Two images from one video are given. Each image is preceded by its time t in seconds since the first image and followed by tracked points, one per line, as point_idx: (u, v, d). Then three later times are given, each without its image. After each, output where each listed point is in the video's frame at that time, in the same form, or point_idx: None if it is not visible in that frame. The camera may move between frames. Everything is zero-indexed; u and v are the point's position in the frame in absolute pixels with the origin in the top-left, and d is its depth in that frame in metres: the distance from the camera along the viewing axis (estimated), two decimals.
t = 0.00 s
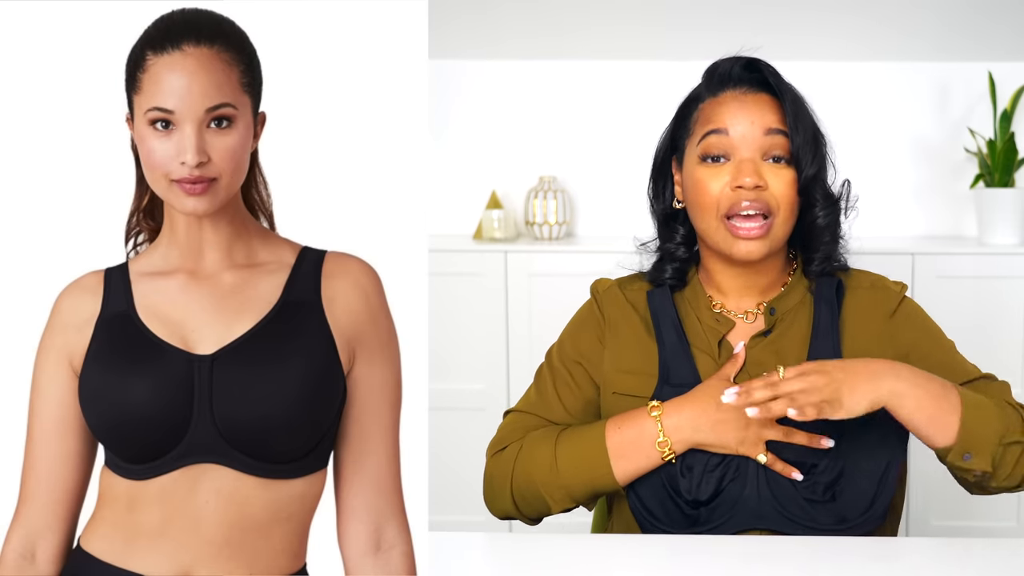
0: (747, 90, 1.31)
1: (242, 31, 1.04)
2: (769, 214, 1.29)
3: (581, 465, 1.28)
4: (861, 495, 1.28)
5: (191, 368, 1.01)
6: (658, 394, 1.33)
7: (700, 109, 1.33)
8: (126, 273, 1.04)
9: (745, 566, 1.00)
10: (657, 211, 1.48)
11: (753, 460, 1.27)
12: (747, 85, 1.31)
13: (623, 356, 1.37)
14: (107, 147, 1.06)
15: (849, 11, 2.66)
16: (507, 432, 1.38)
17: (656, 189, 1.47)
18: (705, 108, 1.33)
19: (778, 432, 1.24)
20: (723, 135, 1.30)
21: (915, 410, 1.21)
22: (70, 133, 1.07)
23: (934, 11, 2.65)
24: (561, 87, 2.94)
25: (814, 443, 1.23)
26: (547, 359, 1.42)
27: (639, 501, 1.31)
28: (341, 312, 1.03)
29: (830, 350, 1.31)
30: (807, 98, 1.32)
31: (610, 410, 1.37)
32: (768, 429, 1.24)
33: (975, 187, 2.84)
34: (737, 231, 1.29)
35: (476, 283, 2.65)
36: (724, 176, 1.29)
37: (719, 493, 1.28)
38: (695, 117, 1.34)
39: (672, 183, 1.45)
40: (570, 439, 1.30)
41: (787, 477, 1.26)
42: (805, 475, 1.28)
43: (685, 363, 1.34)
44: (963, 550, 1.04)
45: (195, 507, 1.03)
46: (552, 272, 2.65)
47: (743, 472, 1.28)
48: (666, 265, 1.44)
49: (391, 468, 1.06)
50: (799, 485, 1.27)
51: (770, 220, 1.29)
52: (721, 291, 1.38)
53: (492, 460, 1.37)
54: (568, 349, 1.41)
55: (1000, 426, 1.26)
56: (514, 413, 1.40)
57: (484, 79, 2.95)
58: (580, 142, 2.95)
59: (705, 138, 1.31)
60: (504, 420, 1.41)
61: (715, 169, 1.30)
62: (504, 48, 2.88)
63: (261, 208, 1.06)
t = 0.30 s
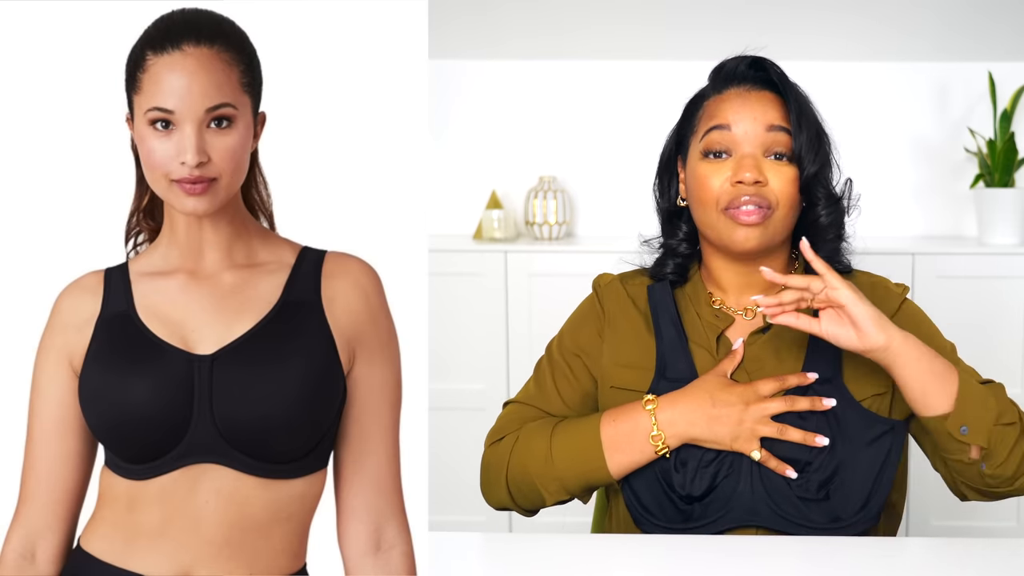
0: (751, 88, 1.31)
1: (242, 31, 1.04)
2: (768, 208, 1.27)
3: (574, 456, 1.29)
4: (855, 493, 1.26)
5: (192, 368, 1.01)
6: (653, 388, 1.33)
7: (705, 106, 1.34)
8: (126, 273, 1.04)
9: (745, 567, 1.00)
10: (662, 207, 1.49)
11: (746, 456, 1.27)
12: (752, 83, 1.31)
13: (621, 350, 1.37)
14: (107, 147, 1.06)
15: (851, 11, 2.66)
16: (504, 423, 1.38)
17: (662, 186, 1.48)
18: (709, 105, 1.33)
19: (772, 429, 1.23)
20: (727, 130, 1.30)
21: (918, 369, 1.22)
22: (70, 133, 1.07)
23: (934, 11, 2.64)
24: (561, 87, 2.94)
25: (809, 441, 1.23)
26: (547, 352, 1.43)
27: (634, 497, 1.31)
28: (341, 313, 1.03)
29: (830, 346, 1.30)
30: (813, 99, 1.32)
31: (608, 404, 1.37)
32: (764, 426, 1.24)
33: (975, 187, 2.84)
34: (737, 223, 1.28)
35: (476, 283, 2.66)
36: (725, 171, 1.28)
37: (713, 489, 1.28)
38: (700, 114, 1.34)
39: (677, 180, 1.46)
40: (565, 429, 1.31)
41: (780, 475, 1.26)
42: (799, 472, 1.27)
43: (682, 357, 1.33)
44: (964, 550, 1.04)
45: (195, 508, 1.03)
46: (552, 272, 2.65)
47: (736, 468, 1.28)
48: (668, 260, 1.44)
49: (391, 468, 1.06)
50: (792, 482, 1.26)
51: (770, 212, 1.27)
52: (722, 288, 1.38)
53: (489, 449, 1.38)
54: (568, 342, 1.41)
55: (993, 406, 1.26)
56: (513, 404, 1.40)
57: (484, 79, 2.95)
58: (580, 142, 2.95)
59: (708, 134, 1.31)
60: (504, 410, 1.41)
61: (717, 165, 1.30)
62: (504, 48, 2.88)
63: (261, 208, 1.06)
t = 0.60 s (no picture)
0: (728, 97, 1.32)
1: (242, 31, 1.04)
2: (746, 225, 1.31)
3: (576, 461, 1.28)
4: (855, 494, 1.26)
5: (192, 368, 1.01)
6: (651, 393, 1.33)
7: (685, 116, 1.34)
8: (126, 273, 1.04)
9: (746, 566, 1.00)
10: (661, 211, 1.45)
11: (747, 459, 1.28)
12: (728, 92, 1.32)
13: (619, 354, 1.37)
14: (107, 147, 1.06)
15: (846, 11, 2.59)
16: (504, 428, 1.38)
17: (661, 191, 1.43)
18: (688, 116, 1.34)
19: (772, 431, 1.23)
20: (704, 145, 1.31)
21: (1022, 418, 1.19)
22: (70, 133, 1.07)
23: (934, 12, 2.58)
24: (561, 87, 2.93)
25: (808, 443, 1.23)
26: (545, 357, 1.42)
27: (635, 499, 1.32)
28: (341, 312, 1.03)
29: (828, 349, 1.30)
30: (791, 100, 1.31)
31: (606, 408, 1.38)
32: (763, 428, 1.24)
33: (975, 187, 2.84)
34: (717, 240, 1.31)
35: (476, 283, 2.66)
36: (704, 188, 1.31)
37: (714, 492, 1.29)
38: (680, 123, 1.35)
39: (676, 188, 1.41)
40: (566, 434, 1.31)
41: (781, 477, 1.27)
42: (799, 474, 1.27)
43: (679, 361, 1.34)
44: (964, 550, 1.04)
45: (195, 508, 1.03)
46: (552, 272, 2.64)
47: (736, 471, 1.28)
48: (664, 258, 1.44)
49: (391, 468, 1.06)
50: (793, 484, 1.27)
51: (748, 229, 1.30)
52: (718, 290, 1.38)
53: (491, 454, 1.37)
54: (566, 346, 1.41)
55: None
56: (513, 410, 1.40)
57: (484, 79, 2.95)
58: (580, 143, 2.95)
59: (687, 148, 1.32)
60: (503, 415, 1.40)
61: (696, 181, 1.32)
62: (504, 48, 2.88)
63: (261, 208, 1.06)
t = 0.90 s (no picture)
0: (764, 93, 1.30)
1: (242, 31, 1.04)
2: (786, 219, 1.29)
3: (589, 457, 1.28)
4: (868, 488, 1.26)
5: (191, 368, 1.01)
6: (665, 388, 1.34)
7: (716, 111, 1.32)
8: (126, 273, 1.04)
9: (744, 567, 1.00)
10: (664, 209, 1.47)
11: (759, 454, 1.27)
12: (763, 88, 1.30)
13: (629, 350, 1.37)
14: (107, 147, 1.06)
15: (851, 11, 2.64)
16: (513, 424, 1.37)
17: (664, 189, 1.46)
18: (722, 111, 1.32)
19: (785, 426, 1.23)
20: (742, 140, 1.29)
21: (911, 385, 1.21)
22: (70, 133, 1.07)
23: (934, 11, 2.62)
24: (561, 87, 2.93)
25: (821, 437, 1.23)
26: (554, 352, 1.42)
27: (645, 496, 1.31)
28: (341, 312, 1.03)
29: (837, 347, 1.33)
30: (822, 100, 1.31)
31: (616, 404, 1.37)
32: (777, 423, 1.24)
33: (975, 187, 2.85)
34: (758, 235, 1.30)
35: (476, 283, 2.66)
36: (744, 183, 1.29)
37: (726, 487, 1.28)
38: (711, 118, 1.33)
39: (681, 182, 1.44)
40: (576, 432, 1.30)
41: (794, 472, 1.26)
42: (812, 468, 1.27)
43: (692, 357, 1.34)
44: (963, 549, 1.04)
45: (195, 507, 1.03)
46: (552, 272, 2.64)
47: (749, 465, 1.28)
48: (672, 261, 1.43)
49: (391, 468, 1.06)
50: (805, 479, 1.27)
51: (788, 224, 1.30)
52: (728, 287, 1.38)
53: (498, 452, 1.37)
54: (575, 342, 1.41)
55: (1001, 392, 1.25)
56: (520, 406, 1.40)
57: (484, 79, 2.95)
58: (580, 143, 2.95)
59: (724, 143, 1.30)
60: (509, 412, 1.40)
61: (733, 175, 1.30)
62: (504, 48, 2.88)
63: (261, 208, 1.06)
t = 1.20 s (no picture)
0: (760, 89, 1.30)
1: (242, 31, 1.04)
2: (772, 214, 1.29)
3: (576, 452, 1.28)
4: (853, 496, 1.26)
5: (191, 368, 1.01)
6: (655, 386, 1.33)
7: (713, 106, 1.33)
8: (126, 273, 1.04)
9: (742, 566, 1.00)
10: (673, 202, 1.46)
11: (746, 456, 1.27)
12: (761, 84, 1.31)
13: (626, 347, 1.37)
14: (107, 147, 1.06)
15: (851, 10, 2.63)
16: (509, 415, 1.39)
17: (673, 182, 1.44)
18: (718, 106, 1.32)
19: (772, 430, 1.24)
20: (734, 133, 1.29)
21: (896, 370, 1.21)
22: (70, 133, 1.07)
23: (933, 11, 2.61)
24: (562, 88, 2.94)
25: (808, 443, 1.24)
26: (553, 348, 1.42)
27: (633, 493, 1.32)
28: (341, 313, 1.03)
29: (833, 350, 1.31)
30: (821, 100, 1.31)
31: (610, 399, 1.37)
32: (764, 426, 1.24)
33: (974, 187, 2.84)
34: (741, 228, 1.29)
35: (476, 283, 2.66)
36: (732, 175, 1.29)
37: (712, 488, 1.28)
38: (708, 113, 1.34)
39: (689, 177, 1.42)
40: (567, 425, 1.31)
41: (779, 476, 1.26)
42: (798, 473, 1.27)
43: (685, 356, 1.34)
44: (962, 549, 1.04)
45: (195, 507, 1.03)
46: (552, 272, 2.64)
47: (735, 468, 1.28)
48: (677, 256, 1.43)
49: (391, 468, 1.06)
50: (791, 484, 1.26)
51: (774, 220, 1.29)
52: (730, 288, 1.37)
53: (492, 441, 1.38)
54: (574, 338, 1.41)
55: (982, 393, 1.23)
56: (517, 397, 1.40)
57: (484, 79, 2.95)
58: (579, 143, 2.95)
59: (716, 136, 1.31)
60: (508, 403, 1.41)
61: (722, 167, 1.30)
62: (504, 48, 2.88)
63: (261, 208, 1.06)
